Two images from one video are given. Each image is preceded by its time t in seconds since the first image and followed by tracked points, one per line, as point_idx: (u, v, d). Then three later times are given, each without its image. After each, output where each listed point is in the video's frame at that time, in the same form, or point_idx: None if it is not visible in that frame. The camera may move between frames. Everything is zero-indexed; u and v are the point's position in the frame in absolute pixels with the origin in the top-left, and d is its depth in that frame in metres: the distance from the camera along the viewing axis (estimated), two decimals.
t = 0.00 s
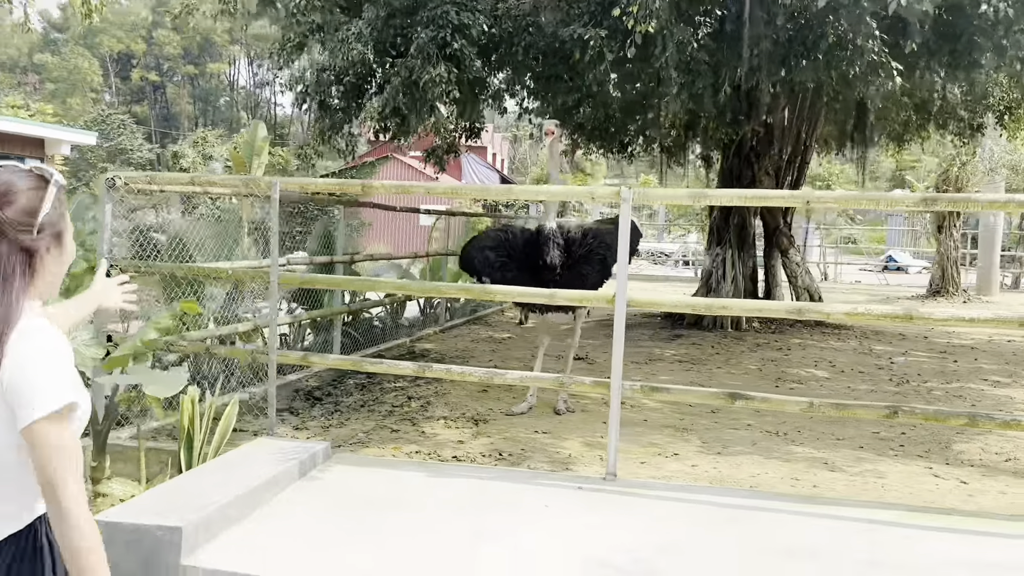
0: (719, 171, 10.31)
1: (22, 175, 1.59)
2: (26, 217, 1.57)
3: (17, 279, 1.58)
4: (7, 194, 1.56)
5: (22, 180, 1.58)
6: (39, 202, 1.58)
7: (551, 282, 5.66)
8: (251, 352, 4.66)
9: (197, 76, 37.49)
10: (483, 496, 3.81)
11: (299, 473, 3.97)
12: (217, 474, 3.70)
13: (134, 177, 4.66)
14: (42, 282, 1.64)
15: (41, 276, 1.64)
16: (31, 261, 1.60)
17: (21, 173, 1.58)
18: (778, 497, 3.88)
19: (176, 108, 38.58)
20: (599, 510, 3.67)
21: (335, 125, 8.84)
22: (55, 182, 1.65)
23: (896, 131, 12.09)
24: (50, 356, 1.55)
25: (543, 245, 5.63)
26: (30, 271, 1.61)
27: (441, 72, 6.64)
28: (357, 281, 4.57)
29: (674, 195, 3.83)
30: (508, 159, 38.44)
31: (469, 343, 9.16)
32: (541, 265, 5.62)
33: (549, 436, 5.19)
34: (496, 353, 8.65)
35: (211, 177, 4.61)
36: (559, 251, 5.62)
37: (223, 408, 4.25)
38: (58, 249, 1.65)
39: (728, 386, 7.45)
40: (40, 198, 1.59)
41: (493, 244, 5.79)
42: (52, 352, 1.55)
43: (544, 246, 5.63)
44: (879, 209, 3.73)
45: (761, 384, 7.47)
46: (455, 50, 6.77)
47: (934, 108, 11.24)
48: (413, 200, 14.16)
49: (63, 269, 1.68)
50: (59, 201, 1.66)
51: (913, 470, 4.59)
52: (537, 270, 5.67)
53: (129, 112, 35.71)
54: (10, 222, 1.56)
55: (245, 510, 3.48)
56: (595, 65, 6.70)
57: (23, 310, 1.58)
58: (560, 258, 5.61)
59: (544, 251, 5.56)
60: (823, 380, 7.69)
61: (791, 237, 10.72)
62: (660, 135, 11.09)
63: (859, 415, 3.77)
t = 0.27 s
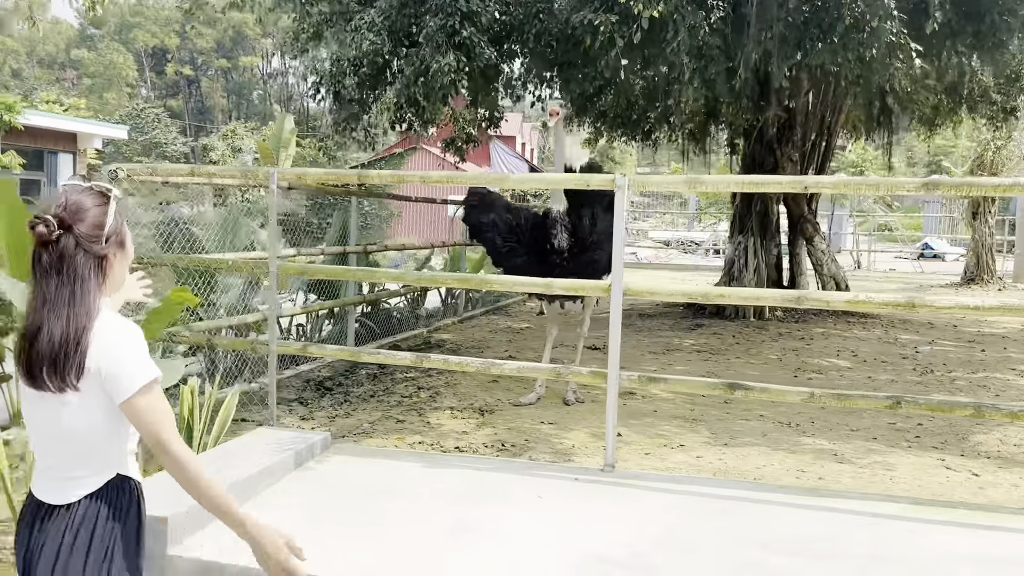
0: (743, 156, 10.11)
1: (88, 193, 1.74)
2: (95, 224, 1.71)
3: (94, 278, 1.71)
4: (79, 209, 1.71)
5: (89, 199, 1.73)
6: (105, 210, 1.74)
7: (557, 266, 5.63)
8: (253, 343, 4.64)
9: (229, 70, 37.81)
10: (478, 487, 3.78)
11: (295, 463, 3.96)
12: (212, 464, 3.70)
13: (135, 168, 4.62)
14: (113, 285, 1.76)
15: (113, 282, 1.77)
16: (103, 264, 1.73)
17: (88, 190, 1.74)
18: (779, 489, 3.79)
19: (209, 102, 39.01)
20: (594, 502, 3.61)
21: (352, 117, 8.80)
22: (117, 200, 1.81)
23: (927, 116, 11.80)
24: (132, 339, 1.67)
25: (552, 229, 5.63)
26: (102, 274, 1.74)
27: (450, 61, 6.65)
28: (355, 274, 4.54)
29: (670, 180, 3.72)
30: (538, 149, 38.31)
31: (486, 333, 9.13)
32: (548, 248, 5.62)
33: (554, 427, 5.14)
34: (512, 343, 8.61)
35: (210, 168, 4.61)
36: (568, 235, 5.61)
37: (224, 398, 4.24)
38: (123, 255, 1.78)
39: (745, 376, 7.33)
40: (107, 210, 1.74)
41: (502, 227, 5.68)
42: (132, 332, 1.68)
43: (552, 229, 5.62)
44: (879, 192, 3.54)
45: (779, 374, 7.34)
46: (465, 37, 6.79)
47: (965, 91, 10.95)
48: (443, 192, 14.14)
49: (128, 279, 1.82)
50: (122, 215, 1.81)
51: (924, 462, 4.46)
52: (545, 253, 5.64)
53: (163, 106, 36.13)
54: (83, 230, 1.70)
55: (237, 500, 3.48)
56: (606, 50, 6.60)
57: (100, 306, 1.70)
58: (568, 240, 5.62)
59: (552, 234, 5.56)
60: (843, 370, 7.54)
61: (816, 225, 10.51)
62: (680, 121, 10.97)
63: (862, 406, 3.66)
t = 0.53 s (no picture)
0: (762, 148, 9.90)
1: (133, 193, 1.84)
2: (142, 224, 1.82)
3: (144, 271, 1.82)
4: (127, 211, 1.81)
5: (138, 200, 1.82)
6: (150, 209, 1.83)
7: (560, 254, 5.46)
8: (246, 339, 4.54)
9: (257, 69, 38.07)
10: (468, 487, 3.69)
11: (285, 462, 3.91)
12: (198, 463, 3.66)
13: (130, 163, 4.63)
14: (161, 276, 1.88)
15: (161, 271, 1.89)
16: (152, 259, 1.84)
17: (132, 191, 1.84)
18: (779, 489, 3.67)
19: (239, 101, 39.33)
20: (585, 502, 3.50)
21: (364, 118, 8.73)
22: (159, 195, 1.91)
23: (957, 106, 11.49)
24: (187, 319, 1.80)
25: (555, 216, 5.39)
26: (151, 267, 1.85)
27: (456, 53, 6.58)
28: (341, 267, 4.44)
29: (663, 171, 3.59)
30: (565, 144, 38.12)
31: (501, 330, 9.05)
32: (552, 236, 5.41)
33: (557, 424, 5.04)
34: (526, 339, 8.51)
35: (202, 162, 4.57)
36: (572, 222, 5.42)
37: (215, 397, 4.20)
38: (169, 248, 1.88)
39: (761, 372, 7.17)
40: (152, 210, 1.84)
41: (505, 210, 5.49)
42: (188, 312, 1.81)
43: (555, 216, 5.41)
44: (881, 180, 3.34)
45: (797, 370, 7.16)
46: (471, 29, 6.72)
47: (996, 80, 10.64)
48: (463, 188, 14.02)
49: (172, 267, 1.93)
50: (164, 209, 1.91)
51: (937, 462, 4.30)
52: (546, 241, 5.45)
53: (193, 106, 36.48)
54: (132, 231, 1.81)
55: (220, 499, 3.43)
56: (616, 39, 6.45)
57: (152, 296, 1.83)
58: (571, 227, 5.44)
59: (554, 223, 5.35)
60: (863, 367, 7.34)
61: (839, 219, 10.21)
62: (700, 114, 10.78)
63: (865, 403, 3.51)
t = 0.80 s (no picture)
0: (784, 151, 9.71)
1: (175, 218, 2.08)
2: (180, 248, 2.04)
3: (177, 289, 2.05)
4: (169, 235, 2.03)
5: (178, 225, 2.05)
6: (189, 235, 2.05)
7: (564, 252, 5.29)
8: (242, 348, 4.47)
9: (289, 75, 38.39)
10: (457, 500, 3.60)
11: (274, 475, 3.86)
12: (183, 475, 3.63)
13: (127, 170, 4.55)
14: (191, 295, 2.11)
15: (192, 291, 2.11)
16: (187, 280, 2.08)
17: (176, 218, 2.07)
18: (779, 507, 3.53)
19: (270, 107, 39.65)
20: (574, 520, 3.39)
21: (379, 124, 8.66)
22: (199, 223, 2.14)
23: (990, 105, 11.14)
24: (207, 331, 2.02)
25: (561, 212, 5.29)
26: (184, 286, 2.08)
27: (465, 56, 6.51)
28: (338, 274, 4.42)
29: (656, 176, 3.43)
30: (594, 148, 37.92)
31: (517, 336, 8.95)
32: (556, 232, 5.27)
33: (560, 435, 4.94)
34: (541, 345, 8.41)
35: (196, 170, 4.54)
36: (578, 220, 5.26)
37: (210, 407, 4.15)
38: (202, 270, 2.11)
39: (779, 379, 6.99)
40: (191, 236, 2.06)
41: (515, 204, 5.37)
42: (209, 323, 2.01)
43: (562, 212, 5.28)
44: (882, 187, 3.11)
45: (816, 378, 6.97)
46: (481, 32, 6.66)
47: None
48: (491, 191, 13.89)
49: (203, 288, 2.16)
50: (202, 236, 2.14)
51: (951, 478, 4.12)
52: (552, 238, 5.29)
53: (225, 112, 36.88)
54: (171, 254, 2.03)
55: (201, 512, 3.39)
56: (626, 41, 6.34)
57: (181, 311, 2.05)
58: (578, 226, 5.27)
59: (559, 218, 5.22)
60: (885, 375, 7.13)
61: (865, 221, 9.95)
62: (722, 115, 10.59)
63: (867, 418, 3.36)
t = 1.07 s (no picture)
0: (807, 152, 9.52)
1: (188, 193, 2.19)
2: (201, 218, 2.16)
3: (206, 257, 2.17)
4: (187, 209, 2.16)
5: (195, 200, 2.17)
6: (205, 206, 2.19)
7: (564, 250, 5.22)
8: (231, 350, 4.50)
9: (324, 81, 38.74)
10: (438, 509, 3.53)
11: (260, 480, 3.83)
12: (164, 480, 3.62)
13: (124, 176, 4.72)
14: (218, 261, 2.23)
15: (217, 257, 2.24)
16: (213, 247, 2.20)
17: (189, 193, 2.18)
18: (768, 520, 3.40)
19: (307, 114, 40.06)
20: (554, 531, 3.30)
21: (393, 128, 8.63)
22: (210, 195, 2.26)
23: None
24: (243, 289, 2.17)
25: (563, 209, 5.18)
26: (211, 253, 2.20)
27: (471, 61, 6.47)
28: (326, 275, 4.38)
29: (638, 178, 3.33)
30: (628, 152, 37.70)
31: (532, 341, 8.87)
32: (558, 230, 5.19)
33: (558, 442, 4.85)
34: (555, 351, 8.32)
35: (190, 175, 4.55)
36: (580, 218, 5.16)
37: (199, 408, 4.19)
38: (223, 239, 2.24)
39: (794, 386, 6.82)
40: (208, 208, 2.19)
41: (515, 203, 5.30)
42: (246, 279, 2.16)
43: (564, 209, 5.17)
44: (869, 188, 2.97)
45: (833, 386, 6.78)
46: (490, 35, 6.63)
47: None
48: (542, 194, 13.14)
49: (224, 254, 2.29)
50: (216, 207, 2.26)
51: (958, 491, 3.95)
52: (554, 236, 5.21)
53: (262, 118, 37.34)
54: (193, 224, 2.15)
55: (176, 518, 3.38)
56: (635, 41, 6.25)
57: (213, 276, 2.18)
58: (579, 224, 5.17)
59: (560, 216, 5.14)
60: (906, 383, 6.91)
61: (892, 225, 9.66)
62: (746, 118, 10.41)
63: (858, 429, 3.22)
